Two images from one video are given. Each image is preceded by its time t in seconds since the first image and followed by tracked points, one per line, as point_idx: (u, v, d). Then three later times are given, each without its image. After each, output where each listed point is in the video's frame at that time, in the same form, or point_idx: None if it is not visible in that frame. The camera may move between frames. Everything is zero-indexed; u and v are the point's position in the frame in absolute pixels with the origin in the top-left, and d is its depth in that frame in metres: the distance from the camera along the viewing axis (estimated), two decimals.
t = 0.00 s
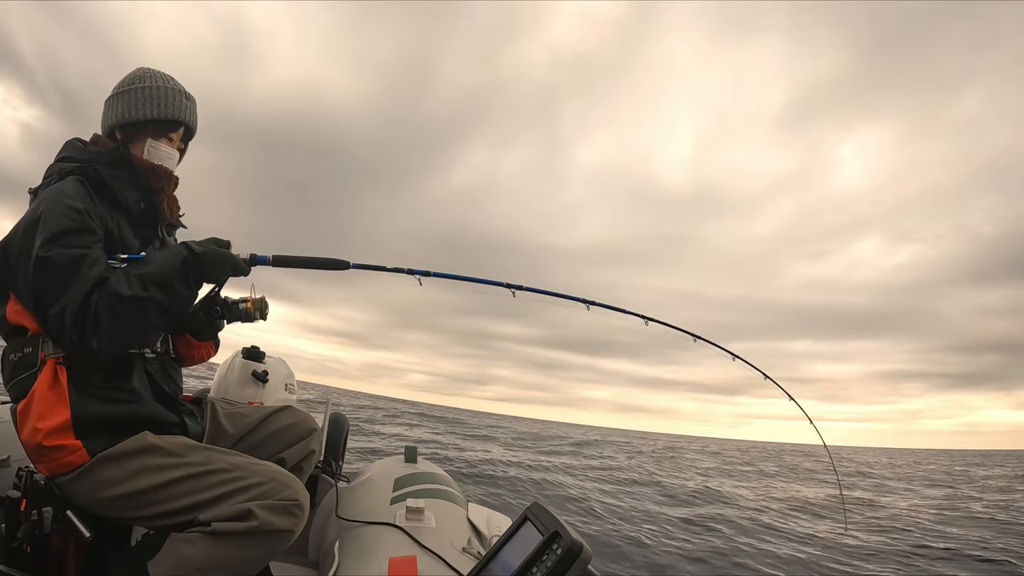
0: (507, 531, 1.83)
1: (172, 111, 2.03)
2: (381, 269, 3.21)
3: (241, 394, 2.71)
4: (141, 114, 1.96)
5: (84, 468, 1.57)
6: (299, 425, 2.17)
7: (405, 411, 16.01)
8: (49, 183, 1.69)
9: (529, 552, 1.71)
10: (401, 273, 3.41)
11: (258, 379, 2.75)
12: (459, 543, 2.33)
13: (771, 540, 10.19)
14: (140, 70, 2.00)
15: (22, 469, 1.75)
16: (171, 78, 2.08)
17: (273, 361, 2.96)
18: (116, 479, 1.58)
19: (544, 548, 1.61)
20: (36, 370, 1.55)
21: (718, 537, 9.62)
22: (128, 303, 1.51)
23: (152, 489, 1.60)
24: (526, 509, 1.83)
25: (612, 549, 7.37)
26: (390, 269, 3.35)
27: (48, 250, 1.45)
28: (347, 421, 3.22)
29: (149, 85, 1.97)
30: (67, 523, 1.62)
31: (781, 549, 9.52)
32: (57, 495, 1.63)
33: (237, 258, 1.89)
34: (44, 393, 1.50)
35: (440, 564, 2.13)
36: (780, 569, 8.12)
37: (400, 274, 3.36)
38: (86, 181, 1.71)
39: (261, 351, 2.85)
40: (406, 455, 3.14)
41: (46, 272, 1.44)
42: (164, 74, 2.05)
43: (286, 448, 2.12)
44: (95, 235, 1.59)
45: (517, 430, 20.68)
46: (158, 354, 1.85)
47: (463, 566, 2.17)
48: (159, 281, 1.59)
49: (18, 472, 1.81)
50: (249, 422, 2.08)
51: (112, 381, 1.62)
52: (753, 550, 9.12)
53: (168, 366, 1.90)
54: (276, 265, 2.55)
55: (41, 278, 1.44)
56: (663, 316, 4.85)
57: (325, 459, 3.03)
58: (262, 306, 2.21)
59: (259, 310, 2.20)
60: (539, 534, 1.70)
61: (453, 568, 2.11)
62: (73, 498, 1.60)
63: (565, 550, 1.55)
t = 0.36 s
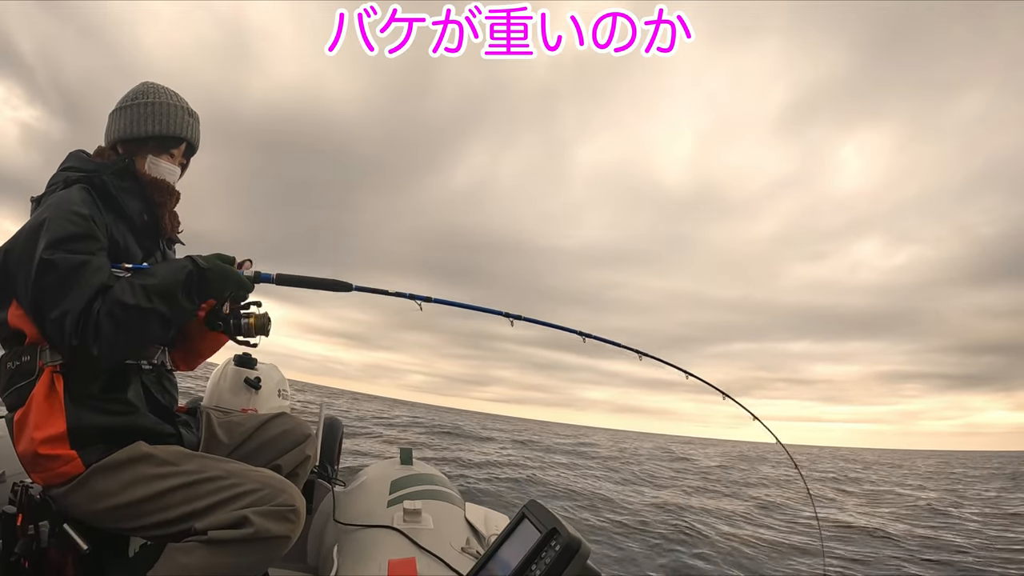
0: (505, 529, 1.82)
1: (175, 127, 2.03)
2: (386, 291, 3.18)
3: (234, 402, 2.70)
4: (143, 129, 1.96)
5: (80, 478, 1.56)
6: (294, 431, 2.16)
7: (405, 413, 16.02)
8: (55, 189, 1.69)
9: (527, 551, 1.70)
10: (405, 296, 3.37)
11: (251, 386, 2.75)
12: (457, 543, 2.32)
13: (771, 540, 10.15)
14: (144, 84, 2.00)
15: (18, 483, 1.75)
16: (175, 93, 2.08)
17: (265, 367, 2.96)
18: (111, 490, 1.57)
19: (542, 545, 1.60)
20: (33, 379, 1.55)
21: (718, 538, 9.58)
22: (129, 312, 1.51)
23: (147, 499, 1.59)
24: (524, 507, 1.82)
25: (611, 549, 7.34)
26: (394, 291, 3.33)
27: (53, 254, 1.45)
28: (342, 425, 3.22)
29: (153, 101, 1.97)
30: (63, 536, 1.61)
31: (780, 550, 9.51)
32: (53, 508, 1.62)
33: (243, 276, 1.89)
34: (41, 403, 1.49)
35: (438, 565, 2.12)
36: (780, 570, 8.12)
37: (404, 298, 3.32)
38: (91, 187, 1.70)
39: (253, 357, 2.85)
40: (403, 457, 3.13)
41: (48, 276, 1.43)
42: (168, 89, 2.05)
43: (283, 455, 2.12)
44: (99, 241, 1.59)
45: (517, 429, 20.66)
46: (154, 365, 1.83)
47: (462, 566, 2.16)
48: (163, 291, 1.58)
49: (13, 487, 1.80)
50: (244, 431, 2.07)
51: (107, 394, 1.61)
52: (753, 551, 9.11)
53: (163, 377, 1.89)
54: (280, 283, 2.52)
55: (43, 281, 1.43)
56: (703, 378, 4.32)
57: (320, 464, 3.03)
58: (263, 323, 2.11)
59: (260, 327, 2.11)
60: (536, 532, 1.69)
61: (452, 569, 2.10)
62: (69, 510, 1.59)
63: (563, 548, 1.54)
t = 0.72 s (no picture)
0: (504, 521, 1.83)
1: (182, 116, 2.05)
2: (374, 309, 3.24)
3: (238, 387, 2.72)
4: (151, 117, 1.98)
5: (81, 460, 1.57)
6: (296, 418, 2.18)
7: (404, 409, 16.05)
8: (61, 172, 1.71)
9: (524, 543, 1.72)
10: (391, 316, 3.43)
11: (255, 372, 2.78)
12: (456, 534, 2.33)
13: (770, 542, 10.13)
14: (153, 74, 2.03)
15: (20, 464, 1.75)
16: (183, 83, 2.10)
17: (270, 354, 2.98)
18: (113, 472, 1.58)
19: (540, 538, 1.61)
20: (34, 361, 1.56)
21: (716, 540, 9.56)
22: (126, 301, 1.51)
23: (149, 482, 1.60)
24: (523, 500, 1.84)
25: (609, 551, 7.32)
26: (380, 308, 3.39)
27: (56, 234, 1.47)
28: (343, 412, 3.24)
29: (161, 90, 2.00)
30: (63, 517, 1.61)
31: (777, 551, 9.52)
32: (54, 490, 1.63)
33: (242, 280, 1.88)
34: (40, 384, 1.51)
35: (436, 555, 2.13)
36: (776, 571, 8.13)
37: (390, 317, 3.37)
38: (96, 173, 1.72)
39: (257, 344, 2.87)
40: (403, 447, 3.15)
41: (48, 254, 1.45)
42: (176, 79, 2.07)
43: (285, 441, 2.14)
44: (102, 226, 1.61)
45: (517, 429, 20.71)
46: (155, 348, 1.82)
47: (460, 556, 2.18)
48: (160, 284, 1.58)
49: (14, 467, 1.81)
50: (246, 417, 2.09)
51: (109, 375, 1.62)
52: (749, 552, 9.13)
53: (166, 360, 1.87)
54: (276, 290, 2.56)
55: (42, 260, 1.46)
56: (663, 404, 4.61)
57: (321, 452, 3.05)
58: (250, 335, 2.32)
59: (246, 338, 2.32)
60: (535, 525, 1.70)
61: (450, 560, 2.12)
62: (71, 492, 1.60)
63: (561, 542, 1.55)
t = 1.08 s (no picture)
0: (509, 510, 1.85)
1: (188, 111, 2.07)
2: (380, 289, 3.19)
3: (241, 381, 2.73)
4: (158, 111, 2.00)
5: (88, 458, 1.59)
6: (303, 412, 2.19)
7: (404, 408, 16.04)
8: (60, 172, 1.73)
9: (530, 531, 1.74)
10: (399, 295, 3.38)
11: (257, 366, 2.78)
12: (461, 524, 2.35)
13: (771, 542, 10.13)
14: (159, 70, 2.05)
15: (28, 462, 1.77)
16: (190, 80, 2.12)
17: (272, 348, 2.98)
18: (120, 468, 1.60)
19: (546, 527, 1.63)
20: (39, 360, 1.58)
21: (718, 540, 9.55)
22: (129, 292, 1.52)
23: (156, 478, 1.62)
24: (528, 489, 1.85)
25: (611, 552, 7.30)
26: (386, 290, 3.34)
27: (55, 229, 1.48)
28: (347, 405, 3.25)
29: (168, 85, 2.02)
30: (73, 515, 1.64)
31: (778, 550, 9.53)
32: (63, 488, 1.65)
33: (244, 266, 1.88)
34: (46, 384, 1.53)
35: (443, 545, 2.15)
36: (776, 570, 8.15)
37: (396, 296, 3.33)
38: (95, 170, 1.74)
39: (258, 338, 2.87)
40: (406, 438, 3.17)
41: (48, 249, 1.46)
42: (183, 76, 2.09)
43: (293, 436, 2.15)
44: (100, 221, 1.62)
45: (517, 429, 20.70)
46: (161, 344, 1.82)
47: (466, 546, 2.20)
48: (163, 274, 1.59)
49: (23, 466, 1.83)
50: (254, 413, 2.11)
51: (114, 371, 1.63)
52: (750, 550, 9.15)
53: (171, 357, 1.88)
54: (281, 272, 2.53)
55: (42, 256, 1.47)
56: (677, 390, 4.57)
57: (327, 444, 3.07)
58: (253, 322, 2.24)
59: (251, 325, 2.25)
60: (540, 513, 1.72)
61: (456, 550, 2.13)
62: (79, 489, 1.62)
63: (566, 530, 1.57)
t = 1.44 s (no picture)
0: (510, 516, 1.82)
1: (150, 113, 1.99)
2: (362, 267, 3.14)
3: (235, 398, 2.72)
4: (119, 117, 1.92)
5: (82, 484, 1.56)
6: (297, 425, 2.16)
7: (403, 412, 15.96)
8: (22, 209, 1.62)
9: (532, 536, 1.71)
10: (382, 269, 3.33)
11: (251, 382, 2.77)
12: (463, 531, 2.32)
13: (773, 539, 10.11)
14: (116, 71, 1.96)
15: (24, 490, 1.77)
16: (150, 78, 2.03)
17: (265, 363, 2.97)
18: (115, 492, 1.57)
19: (547, 531, 1.60)
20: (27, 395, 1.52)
21: (721, 539, 9.52)
22: (121, 323, 1.51)
23: (152, 499, 1.59)
24: (528, 494, 1.82)
25: (615, 553, 7.26)
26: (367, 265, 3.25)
27: (27, 274, 1.40)
28: (343, 417, 3.23)
29: (126, 87, 1.93)
30: (69, 540, 1.61)
31: (781, 547, 9.53)
32: (57, 513, 1.61)
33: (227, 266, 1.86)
34: (35, 419, 1.47)
35: (445, 554, 2.12)
36: (779, 567, 8.14)
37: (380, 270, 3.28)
38: (59, 200, 1.64)
39: (252, 354, 2.87)
40: (404, 449, 3.14)
41: (23, 298, 1.39)
42: (142, 75, 2.00)
43: (288, 450, 2.12)
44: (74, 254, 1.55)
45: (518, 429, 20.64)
46: (150, 367, 1.77)
47: (468, 554, 2.17)
48: (151, 298, 1.57)
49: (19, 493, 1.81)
50: (248, 428, 2.07)
51: (103, 401, 1.59)
52: (753, 548, 9.14)
53: (161, 376, 1.84)
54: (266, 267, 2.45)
55: (20, 304, 1.39)
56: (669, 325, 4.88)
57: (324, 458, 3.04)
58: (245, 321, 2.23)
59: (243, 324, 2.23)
60: (541, 518, 1.69)
61: (459, 557, 2.10)
62: (73, 515, 1.58)
63: (568, 533, 1.54)
